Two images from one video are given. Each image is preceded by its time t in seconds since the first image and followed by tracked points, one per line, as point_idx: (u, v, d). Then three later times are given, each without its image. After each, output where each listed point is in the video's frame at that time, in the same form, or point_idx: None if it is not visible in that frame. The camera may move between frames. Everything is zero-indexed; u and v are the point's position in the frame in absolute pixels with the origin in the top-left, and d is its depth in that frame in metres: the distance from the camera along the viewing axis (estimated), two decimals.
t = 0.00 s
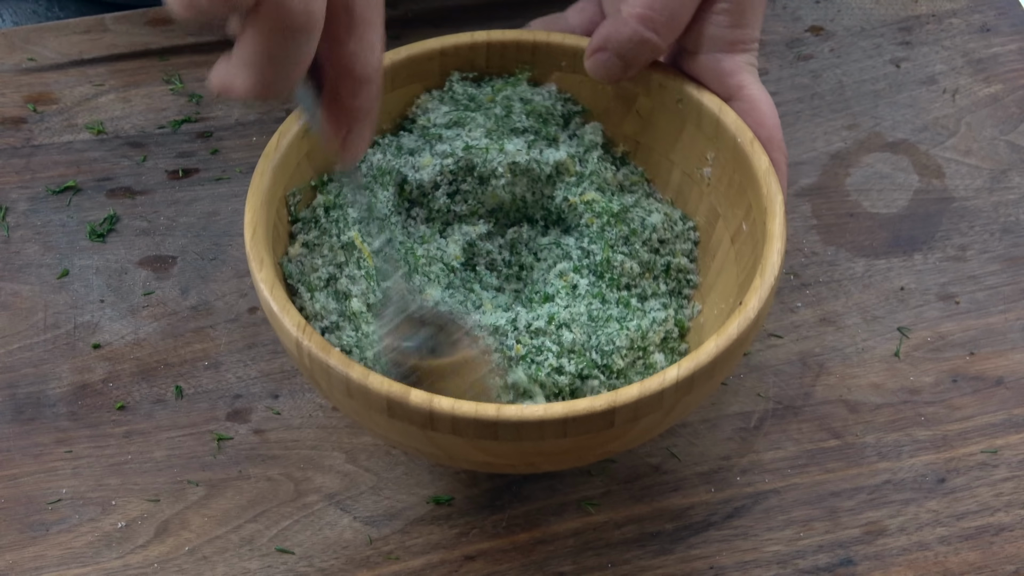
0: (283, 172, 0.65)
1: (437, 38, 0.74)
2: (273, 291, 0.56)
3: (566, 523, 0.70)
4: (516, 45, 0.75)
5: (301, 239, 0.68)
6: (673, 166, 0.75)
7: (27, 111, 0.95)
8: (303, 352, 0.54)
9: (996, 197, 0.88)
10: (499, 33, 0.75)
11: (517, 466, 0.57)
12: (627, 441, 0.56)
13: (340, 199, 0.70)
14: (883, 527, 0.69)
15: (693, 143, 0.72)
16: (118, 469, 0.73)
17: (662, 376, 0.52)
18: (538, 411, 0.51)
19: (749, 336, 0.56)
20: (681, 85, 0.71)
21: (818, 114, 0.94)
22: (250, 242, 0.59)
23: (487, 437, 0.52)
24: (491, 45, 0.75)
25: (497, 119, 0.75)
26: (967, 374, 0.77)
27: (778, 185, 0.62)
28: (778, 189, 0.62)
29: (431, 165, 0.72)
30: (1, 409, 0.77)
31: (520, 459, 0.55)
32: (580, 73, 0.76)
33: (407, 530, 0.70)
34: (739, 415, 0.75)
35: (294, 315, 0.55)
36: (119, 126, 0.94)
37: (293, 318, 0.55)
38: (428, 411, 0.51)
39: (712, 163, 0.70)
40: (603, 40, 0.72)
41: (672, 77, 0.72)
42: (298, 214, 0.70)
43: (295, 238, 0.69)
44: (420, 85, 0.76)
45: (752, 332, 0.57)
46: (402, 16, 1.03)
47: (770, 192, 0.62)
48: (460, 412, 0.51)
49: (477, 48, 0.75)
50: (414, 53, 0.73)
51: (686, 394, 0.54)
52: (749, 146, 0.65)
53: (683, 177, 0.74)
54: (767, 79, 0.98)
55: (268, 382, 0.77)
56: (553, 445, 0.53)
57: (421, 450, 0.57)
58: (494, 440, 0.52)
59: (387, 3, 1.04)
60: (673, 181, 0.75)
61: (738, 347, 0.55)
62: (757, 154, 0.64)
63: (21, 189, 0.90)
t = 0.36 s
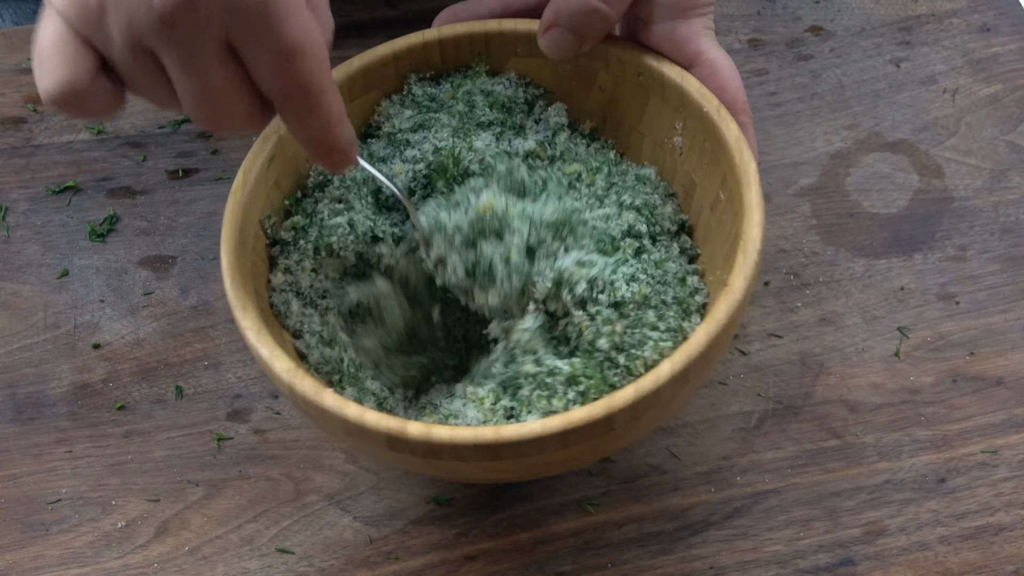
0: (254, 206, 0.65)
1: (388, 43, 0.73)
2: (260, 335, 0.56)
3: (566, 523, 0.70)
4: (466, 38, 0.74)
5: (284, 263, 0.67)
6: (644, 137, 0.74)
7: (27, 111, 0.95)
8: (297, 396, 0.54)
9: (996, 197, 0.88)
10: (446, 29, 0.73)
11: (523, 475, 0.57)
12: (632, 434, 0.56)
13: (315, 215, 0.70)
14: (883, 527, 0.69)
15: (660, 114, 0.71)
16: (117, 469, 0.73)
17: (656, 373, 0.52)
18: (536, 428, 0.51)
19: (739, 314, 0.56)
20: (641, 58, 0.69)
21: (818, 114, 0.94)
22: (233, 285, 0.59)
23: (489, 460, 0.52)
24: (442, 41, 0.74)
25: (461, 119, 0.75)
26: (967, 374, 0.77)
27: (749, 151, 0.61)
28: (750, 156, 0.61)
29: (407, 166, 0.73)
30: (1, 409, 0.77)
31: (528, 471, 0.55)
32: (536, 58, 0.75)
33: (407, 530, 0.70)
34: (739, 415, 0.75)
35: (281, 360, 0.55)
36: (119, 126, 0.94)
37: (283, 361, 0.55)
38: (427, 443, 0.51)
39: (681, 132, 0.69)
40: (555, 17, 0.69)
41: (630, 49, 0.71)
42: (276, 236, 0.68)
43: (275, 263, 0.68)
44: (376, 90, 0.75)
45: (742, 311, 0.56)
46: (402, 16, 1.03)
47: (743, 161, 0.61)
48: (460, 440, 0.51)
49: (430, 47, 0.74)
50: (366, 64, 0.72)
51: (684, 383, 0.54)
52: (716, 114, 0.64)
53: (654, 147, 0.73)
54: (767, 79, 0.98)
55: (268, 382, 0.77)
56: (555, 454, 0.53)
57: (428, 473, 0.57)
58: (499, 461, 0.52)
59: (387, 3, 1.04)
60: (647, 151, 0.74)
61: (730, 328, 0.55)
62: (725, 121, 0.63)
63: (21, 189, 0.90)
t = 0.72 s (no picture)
0: (236, 214, 0.65)
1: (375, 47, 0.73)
2: (237, 348, 0.56)
3: (566, 523, 0.70)
4: (454, 43, 0.73)
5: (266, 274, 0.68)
6: (632, 145, 0.74)
7: (27, 111, 0.95)
8: (271, 411, 0.54)
9: (996, 197, 0.88)
10: (432, 32, 0.73)
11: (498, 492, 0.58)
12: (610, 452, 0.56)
13: (299, 224, 0.70)
14: (883, 527, 0.70)
15: (648, 122, 0.71)
16: (117, 469, 0.73)
17: (631, 397, 0.52)
18: (508, 450, 0.51)
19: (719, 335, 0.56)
20: (630, 67, 0.69)
21: (818, 114, 0.94)
22: (210, 297, 0.59)
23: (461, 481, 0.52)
24: (429, 45, 0.73)
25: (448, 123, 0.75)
26: (967, 374, 0.77)
27: (734, 167, 0.61)
28: (735, 172, 0.61)
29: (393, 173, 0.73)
30: (1, 409, 0.77)
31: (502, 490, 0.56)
32: (526, 62, 0.75)
33: (407, 530, 0.70)
34: (739, 415, 0.75)
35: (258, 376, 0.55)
36: (119, 126, 0.94)
37: (258, 376, 0.55)
38: (400, 463, 0.52)
39: (669, 141, 0.69)
40: (540, 22, 0.70)
41: (619, 57, 0.71)
42: (259, 244, 0.68)
43: (258, 272, 0.68)
44: (364, 96, 0.75)
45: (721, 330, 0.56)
46: (402, 16, 1.03)
47: (728, 177, 0.61)
48: (432, 463, 0.51)
49: (417, 52, 0.74)
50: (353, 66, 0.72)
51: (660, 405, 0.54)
52: (703, 126, 0.64)
53: (642, 155, 0.73)
54: (767, 79, 0.98)
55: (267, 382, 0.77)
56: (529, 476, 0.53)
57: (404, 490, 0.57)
58: (471, 481, 0.53)
59: (387, 3, 1.04)
60: (634, 160, 0.74)
61: (708, 350, 0.55)
62: (711, 134, 0.63)
63: (22, 189, 0.90)
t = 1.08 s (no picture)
0: (247, 202, 0.65)
1: (393, 46, 0.73)
2: (245, 332, 0.56)
3: (567, 523, 0.70)
4: (472, 46, 0.73)
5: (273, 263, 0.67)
6: (644, 155, 0.74)
7: (27, 111, 0.95)
8: (278, 395, 0.54)
9: (996, 197, 0.88)
10: (451, 33, 0.73)
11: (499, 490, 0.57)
12: (613, 456, 0.56)
13: (309, 217, 0.70)
14: (883, 527, 0.70)
15: (661, 132, 0.71)
16: (117, 469, 0.73)
17: (639, 397, 0.52)
18: (515, 442, 0.51)
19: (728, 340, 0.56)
20: (643, 76, 0.70)
21: (818, 114, 0.94)
22: (218, 281, 0.59)
23: (465, 472, 0.52)
24: (447, 47, 0.73)
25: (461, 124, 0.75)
26: (967, 374, 0.77)
27: (748, 178, 0.61)
28: (748, 183, 0.61)
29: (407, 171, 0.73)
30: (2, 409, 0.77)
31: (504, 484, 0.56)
32: (542, 68, 0.75)
33: (407, 530, 0.70)
34: (739, 415, 0.75)
35: (264, 360, 0.55)
36: (119, 126, 0.94)
37: (266, 360, 0.55)
38: (406, 450, 0.51)
39: (682, 151, 0.69)
40: (556, 32, 0.70)
41: (633, 64, 0.71)
42: (269, 233, 0.68)
43: (267, 260, 0.68)
44: (380, 95, 0.75)
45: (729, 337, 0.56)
46: (402, 16, 1.03)
47: (741, 186, 0.61)
48: (438, 451, 0.51)
49: (435, 53, 0.74)
50: (371, 65, 0.72)
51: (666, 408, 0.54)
52: (717, 136, 0.64)
53: (654, 166, 0.73)
54: (767, 79, 0.98)
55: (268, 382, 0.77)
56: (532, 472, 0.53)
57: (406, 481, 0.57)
58: (475, 472, 0.52)
59: (387, 3, 1.04)
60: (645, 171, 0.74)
61: (716, 354, 0.55)
62: (725, 143, 0.63)
63: (22, 189, 0.90)
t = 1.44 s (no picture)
0: (246, 201, 0.65)
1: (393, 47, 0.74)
2: (249, 328, 0.57)
3: (566, 523, 0.70)
4: (471, 48, 0.74)
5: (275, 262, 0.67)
6: (642, 157, 0.74)
7: (27, 111, 0.95)
8: (282, 389, 0.54)
9: (996, 197, 0.88)
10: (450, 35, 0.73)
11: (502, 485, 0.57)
12: (615, 451, 0.56)
13: (310, 217, 0.70)
14: (883, 527, 0.70)
15: (660, 135, 0.71)
16: (117, 469, 0.73)
17: (644, 389, 0.52)
18: (521, 434, 0.51)
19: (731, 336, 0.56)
20: (643, 78, 0.70)
21: (818, 114, 0.94)
22: (223, 276, 0.59)
23: (470, 465, 0.52)
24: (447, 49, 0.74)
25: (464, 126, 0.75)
26: (967, 374, 0.77)
27: (747, 175, 0.62)
28: (746, 181, 0.62)
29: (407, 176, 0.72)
30: (2, 409, 0.77)
31: (509, 479, 0.55)
32: (540, 71, 0.75)
33: (407, 530, 0.70)
34: (739, 415, 0.75)
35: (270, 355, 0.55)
36: (119, 126, 0.94)
37: (271, 355, 0.55)
38: (412, 442, 0.51)
39: (681, 153, 0.69)
40: (554, 35, 0.71)
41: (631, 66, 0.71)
42: (270, 233, 0.68)
43: (268, 260, 0.68)
44: (378, 95, 0.75)
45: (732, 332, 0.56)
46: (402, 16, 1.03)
47: (739, 183, 0.62)
48: (443, 444, 0.51)
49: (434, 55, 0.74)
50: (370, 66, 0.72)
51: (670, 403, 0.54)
52: (717, 136, 0.64)
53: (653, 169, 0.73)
54: (767, 79, 0.98)
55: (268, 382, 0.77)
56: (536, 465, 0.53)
57: (411, 477, 0.57)
58: (480, 465, 0.52)
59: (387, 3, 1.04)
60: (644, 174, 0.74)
61: (721, 349, 0.55)
62: (726, 143, 0.63)
63: (22, 189, 0.90)
